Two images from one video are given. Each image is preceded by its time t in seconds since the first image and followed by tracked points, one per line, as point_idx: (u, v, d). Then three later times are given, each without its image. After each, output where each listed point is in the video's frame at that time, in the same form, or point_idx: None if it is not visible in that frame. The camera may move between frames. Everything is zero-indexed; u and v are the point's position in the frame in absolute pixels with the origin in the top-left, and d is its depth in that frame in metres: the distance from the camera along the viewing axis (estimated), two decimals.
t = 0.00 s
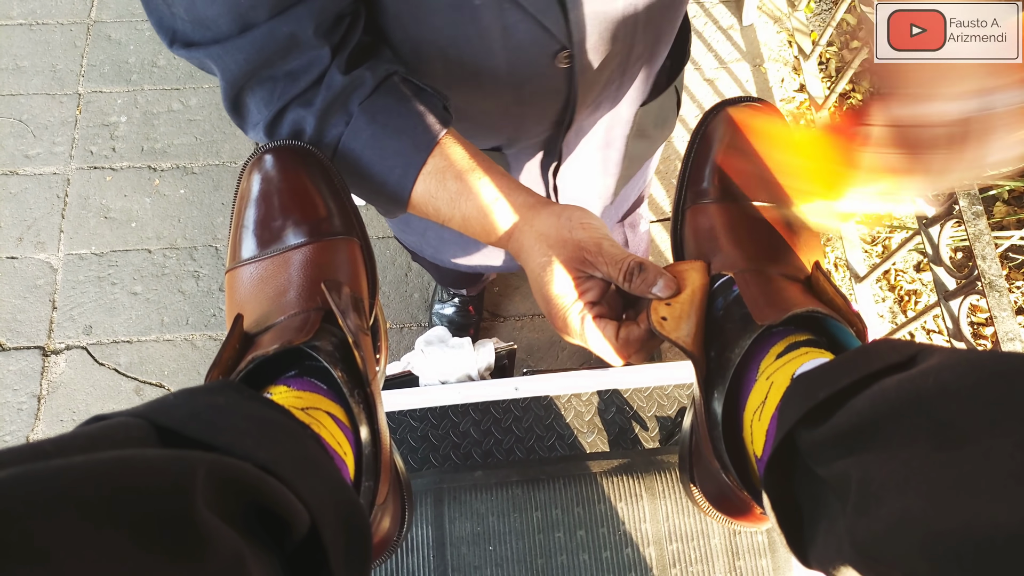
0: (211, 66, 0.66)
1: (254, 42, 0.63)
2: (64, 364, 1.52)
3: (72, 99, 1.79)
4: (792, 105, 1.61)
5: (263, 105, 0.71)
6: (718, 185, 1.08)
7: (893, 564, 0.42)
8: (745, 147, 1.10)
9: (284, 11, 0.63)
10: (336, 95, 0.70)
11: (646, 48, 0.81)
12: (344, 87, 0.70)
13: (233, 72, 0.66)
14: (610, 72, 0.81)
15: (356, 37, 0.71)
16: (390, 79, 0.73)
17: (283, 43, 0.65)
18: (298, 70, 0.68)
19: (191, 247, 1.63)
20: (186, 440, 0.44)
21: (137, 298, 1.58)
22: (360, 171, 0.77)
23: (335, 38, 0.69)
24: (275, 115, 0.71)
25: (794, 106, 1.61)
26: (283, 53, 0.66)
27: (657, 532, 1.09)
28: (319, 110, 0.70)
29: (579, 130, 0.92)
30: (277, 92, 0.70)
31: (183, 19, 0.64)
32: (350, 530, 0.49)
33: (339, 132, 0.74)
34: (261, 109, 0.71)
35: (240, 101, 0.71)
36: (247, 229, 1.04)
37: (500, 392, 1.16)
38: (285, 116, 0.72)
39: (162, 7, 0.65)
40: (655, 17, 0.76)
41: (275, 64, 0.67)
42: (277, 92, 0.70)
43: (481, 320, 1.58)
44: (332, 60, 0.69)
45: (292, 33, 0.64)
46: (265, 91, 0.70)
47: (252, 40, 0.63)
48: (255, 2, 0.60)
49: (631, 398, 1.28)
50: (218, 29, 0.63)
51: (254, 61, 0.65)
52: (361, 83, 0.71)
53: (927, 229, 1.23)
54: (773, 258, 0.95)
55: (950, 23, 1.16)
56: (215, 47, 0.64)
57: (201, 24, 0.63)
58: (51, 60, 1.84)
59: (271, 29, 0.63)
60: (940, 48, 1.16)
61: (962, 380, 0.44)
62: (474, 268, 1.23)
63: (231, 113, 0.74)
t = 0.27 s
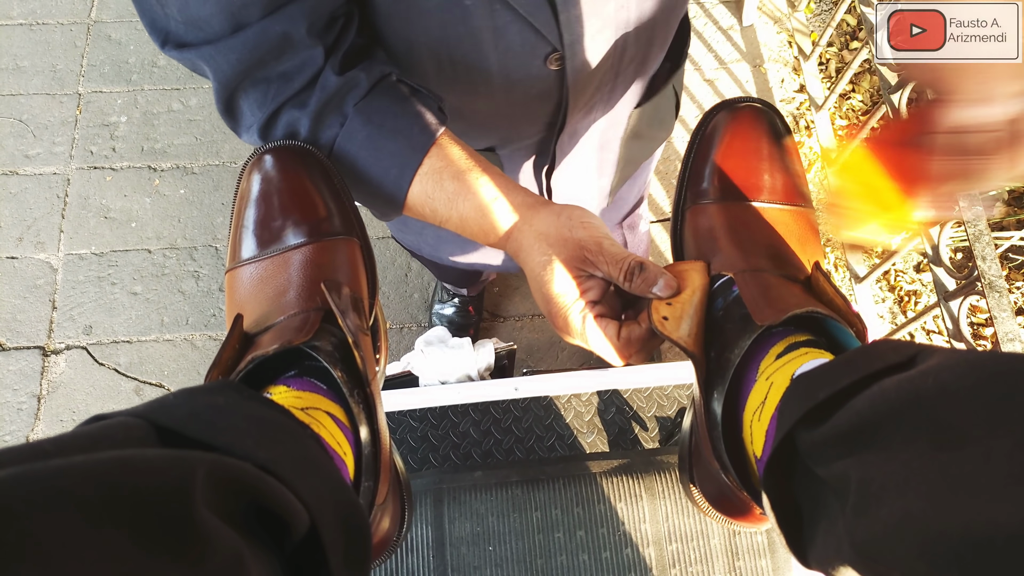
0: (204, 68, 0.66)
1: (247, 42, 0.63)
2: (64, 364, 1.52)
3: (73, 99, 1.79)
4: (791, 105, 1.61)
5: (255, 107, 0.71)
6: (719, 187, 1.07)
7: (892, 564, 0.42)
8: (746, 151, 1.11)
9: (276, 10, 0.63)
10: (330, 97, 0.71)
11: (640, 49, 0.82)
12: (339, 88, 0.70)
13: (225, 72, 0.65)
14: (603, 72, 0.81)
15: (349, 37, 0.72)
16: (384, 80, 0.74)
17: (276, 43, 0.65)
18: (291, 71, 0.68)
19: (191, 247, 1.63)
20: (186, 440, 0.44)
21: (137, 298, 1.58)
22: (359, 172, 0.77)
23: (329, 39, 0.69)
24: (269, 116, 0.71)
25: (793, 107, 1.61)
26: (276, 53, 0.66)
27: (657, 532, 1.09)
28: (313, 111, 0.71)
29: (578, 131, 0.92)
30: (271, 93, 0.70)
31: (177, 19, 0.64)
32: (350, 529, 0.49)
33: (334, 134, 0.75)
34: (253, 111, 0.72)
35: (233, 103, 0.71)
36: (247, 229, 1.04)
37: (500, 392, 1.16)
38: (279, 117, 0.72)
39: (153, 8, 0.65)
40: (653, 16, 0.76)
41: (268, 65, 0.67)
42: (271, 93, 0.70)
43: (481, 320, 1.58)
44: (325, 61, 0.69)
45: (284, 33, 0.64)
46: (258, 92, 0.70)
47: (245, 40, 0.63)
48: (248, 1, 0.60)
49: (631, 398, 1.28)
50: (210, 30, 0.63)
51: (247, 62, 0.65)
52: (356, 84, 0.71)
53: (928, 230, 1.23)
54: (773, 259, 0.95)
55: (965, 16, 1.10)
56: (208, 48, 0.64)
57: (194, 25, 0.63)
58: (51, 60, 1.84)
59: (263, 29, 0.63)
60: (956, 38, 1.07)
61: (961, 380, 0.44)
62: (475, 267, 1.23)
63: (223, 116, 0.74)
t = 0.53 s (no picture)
0: (207, 74, 0.66)
1: (248, 48, 0.63)
2: (64, 364, 1.52)
3: (73, 99, 1.79)
4: (791, 106, 1.61)
5: (257, 111, 0.72)
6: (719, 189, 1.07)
7: (892, 564, 0.42)
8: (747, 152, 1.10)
9: (276, 15, 0.63)
10: (331, 100, 0.71)
11: (640, 53, 0.82)
12: (339, 92, 0.70)
13: (227, 78, 0.66)
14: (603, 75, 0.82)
15: (349, 41, 0.71)
16: (384, 83, 0.74)
17: (277, 48, 0.65)
18: (292, 75, 0.68)
19: (191, 247, 1.64)
20: (185, 440, 0.44)
21: (137, 298, 1.58)
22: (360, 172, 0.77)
23: (329, 43, 0.69)
24: (270, 120, 0.72)
25: (793, 108, 1.61)
26: (276, 58, 0.66)
27: (656, 533, 1.09)
28: (314, 115, 0.71)
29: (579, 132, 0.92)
30: (273, 98, 0.70)
31: (178, 25, 0.64)
32: (350, 529, 0.49)
33: (335, 137, 0.75)
34: (255, 115, 0.72)
35: (235, 108, 0.72)
36: (247, 230, 1.04)
37: (500, 392, 1.17)
38: (280, 122, 0.73)
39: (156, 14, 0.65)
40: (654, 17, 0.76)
41: (269, 70, 0.67)
42: (272, 97, 0.70)
43: (480, 321, 1.58)
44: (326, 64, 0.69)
45: (285, 38, 0.64)
46: (260, 97, 0.70)
47: (246, 45, 0.63)
48: (247, 6, 0.61)
49: (630, 399, 1.28)
50: (212, 35, 0.64)
51: (248, 67, 0.65)
52: (356, 87, 0.71)
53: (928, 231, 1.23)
54: (773, 260, 0.95)
55: (950, 23, 1.25)
56: (209, 53, 0.64)
57: (196, 31, 0.64)
58: (52, 61, 1.84)
59: (264, 33, 0.63)
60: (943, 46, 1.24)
61: (960, 381, 0.44)
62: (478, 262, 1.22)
63: (225, 120, 0.74)
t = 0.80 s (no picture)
0: (208, 78, 0.66)
1: (249, 53, 0.64)
2: (64, 365, 1.52)
3: (73, 100, 1.79)
4: (791, 107, 1.62)
5: (260, 115, 0.72)
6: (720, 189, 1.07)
7: (893, 565, 0.42)
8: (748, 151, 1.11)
9: (278, 20, 0.63)
10: (333, 103, 0.71)
11: (641, 57, 0.83)
12: (341, 94, 0.71)
13: (229, 83, 0.66)
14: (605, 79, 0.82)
15: (350, 44, 0.72)
16: (386, 85, 0.74)
17: (279, 53, 0.65)
18: (294, 79, 0.69)
19: (191, 248, 1.64)
20: (185, 440, 0.44)
21: (137, 299, 1.58)
22: (358, 174, 0.77)
23: (330, 46, 0.69)
24: (273, 123, 0.72)
25: (793, 109, 1.62)
26: (279, 62, 0.66)
27: (656, 534, 1.09)
28: (316, 117, 0.71)
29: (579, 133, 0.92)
30: (274, 101, 0.71)
31: (180, 30, 0.64)
32: (349, 529, 0.49)
33: (338, 138, 0.75)
34: (257, 117, 0.72)
35: (238, 111, 0.72)
36: (247, 230, 1.04)
37: (499, 393, 1.17)
38: (282, 124, 0.73)
39: (157, 17, 0.65)
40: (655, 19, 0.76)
41: (271, 74, 0.67)
42: (274, 100, 0.71)
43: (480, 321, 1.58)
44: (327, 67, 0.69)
45: (287, 43, 0.64)
46: (262, 100, 0.71)
47: (248, 51, 0.63)
48: (249, 12, 0.60)
49: (631, 400, 1.28)
50: (214, 40, 0.63)
51: (251, 72, 0.65)
52: (358, 90, 0.71)
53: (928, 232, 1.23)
54: (772, 260, 0.95)
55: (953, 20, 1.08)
56: (211, 58, 0.64)
57: (197, 35, 0.63)
58: (52, 61, 1.84)
59: (266, 39, 0.63)
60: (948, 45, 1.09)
61: (960, 382, 0.44)
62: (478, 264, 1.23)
63: (228, 122, 0.74)
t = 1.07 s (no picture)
0: (208, 77, 0.67)
1: (248, 53, 0.64)
2: (64, 365, 1.52)
3: (74, 100, 1.79)
4: (791, 107, 1.61)
5: (260, 114, 0.72)
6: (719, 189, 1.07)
7: (893, 565, 0.42)
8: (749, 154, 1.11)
9: (279, 20, 0.63)
10: (334, 103, 0.71)
11: (644, 58, 0.83)
12: (341, 94, 0.71)
13: (230, 83, 0.66)
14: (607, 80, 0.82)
15: (352, 44, 0.72)
16: (387, 85, 0.73)
17: (278, 52, 0.65)
18: (294, 78, 0.69)
19: (191, 248, 1.64)
20: (185, 440, 0.44)
21: (137, 299, 1.58)
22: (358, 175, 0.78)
23: (331, 46, 0.69)
24: (273, 123, 0.72)
25: (794, 109, 1.61)
26: (278, 62, 0.66)
27: (656, 534, 1.09)
28: (317, 116, 0.71)
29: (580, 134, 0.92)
30: (275, 100, 0.71)
31: (181, 29, 0.64)
32: (349, 530, 0.49)
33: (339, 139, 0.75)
34: (256, 117, 0.72)
35: (238, 111, 0.72)
36: (247, 230, 1.04)
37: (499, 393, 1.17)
38: (283, 125, 0.73)
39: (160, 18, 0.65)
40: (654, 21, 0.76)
41: (271, 73, 0.67)
42: (274, 100, 0.71)
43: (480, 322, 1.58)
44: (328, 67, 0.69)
45: (286, 43, 0.64)
46: (262, 100, 0.71)
47: (248, 50, 0.63)
48: (249, 11, 0.61)
49: (631, 400, 1.28)
50: (214, 40, 0.63)
51: (250, 71, 0.65)
52: (358, 90, 0.71)
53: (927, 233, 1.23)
54: (772, 261, 0.95)
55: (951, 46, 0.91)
56: (211, 57, 0.64)
57: (197, 35, 0.64)
58: (53, 62, 1.85)
59: (266, 39, 0.63)
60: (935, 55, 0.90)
61: (960, 383, 0.44)
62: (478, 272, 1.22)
63: (228, 122, 0.74)
